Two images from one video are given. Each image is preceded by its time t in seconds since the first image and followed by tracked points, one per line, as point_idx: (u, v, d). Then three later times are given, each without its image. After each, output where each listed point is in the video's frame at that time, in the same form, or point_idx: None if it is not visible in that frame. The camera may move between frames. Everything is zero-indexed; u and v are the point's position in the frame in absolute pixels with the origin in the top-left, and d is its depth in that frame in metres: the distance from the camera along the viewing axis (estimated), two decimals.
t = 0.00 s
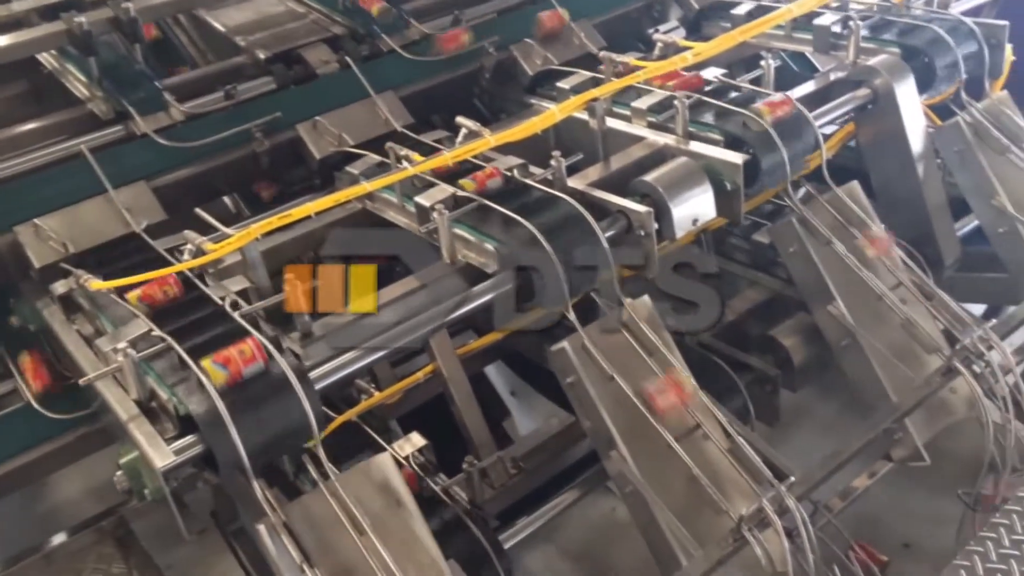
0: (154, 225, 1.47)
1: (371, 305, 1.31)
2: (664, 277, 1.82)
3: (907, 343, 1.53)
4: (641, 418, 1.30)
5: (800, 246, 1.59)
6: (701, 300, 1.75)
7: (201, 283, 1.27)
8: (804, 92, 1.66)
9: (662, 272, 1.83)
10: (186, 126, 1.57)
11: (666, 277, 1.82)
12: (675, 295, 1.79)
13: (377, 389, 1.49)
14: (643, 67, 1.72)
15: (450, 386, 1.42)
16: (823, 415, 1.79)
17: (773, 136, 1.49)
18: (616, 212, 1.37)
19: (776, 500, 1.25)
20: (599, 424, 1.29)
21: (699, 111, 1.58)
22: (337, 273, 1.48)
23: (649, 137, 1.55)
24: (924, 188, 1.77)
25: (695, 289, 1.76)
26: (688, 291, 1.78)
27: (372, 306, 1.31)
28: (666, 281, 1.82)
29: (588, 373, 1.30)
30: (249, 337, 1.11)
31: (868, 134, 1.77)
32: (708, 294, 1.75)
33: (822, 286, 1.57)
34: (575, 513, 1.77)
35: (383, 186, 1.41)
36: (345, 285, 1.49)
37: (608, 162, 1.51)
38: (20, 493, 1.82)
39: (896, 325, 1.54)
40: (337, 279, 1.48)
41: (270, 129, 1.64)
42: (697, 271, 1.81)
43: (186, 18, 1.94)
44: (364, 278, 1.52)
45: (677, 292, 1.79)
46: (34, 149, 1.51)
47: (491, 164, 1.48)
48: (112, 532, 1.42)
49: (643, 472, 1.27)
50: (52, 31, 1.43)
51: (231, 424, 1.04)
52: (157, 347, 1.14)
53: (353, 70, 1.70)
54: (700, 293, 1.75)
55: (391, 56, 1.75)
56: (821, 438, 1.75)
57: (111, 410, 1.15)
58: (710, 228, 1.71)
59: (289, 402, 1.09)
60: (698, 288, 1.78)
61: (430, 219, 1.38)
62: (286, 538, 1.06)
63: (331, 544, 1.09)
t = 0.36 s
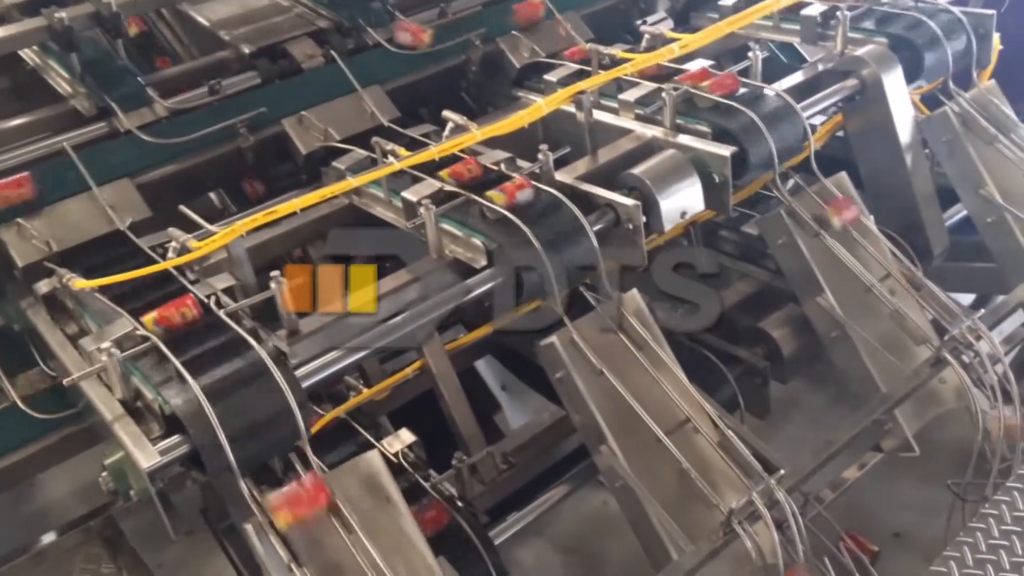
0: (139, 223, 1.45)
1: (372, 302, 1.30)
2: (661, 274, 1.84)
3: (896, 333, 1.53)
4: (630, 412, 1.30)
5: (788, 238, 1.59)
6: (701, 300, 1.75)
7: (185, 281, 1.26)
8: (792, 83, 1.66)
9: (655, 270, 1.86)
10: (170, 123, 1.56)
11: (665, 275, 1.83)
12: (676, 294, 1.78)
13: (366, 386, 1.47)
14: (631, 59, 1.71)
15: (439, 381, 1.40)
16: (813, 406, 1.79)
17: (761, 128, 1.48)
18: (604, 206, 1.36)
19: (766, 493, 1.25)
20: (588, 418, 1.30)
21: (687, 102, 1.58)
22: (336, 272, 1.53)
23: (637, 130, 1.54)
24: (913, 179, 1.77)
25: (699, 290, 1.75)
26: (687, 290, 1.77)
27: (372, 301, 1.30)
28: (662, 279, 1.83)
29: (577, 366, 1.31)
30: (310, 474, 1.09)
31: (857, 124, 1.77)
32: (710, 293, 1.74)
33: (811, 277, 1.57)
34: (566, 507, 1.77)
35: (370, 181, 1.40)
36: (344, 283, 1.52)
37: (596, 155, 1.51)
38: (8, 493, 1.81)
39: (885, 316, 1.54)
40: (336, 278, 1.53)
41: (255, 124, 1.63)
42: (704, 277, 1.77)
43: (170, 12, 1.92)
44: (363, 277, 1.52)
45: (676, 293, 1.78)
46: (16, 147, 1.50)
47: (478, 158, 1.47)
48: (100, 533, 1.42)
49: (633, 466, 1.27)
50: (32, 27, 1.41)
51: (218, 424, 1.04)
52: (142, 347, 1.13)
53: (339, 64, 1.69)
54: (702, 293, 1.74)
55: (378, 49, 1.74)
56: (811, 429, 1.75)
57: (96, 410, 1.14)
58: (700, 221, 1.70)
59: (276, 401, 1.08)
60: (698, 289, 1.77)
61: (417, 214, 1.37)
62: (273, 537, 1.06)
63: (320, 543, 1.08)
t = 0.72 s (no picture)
0: (129, 222, 1.45)
1: (372, 300, 1.28)
2: (661, 273, 1.77)
3: (890, 328, 1.52)
4: (624, 409, 1.30)
5: (782, 233, 1.59)
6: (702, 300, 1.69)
7: (175, 281, 1.25)
8: (784, 77, 1.66)
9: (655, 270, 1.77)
10: (159, 121, 1.54)
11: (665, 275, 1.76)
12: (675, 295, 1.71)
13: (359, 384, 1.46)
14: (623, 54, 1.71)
15: (432, 380, 1.39)
16: (809, 400, 1.78)
17: (754, 122, 1.47)
18: (597, 202, 1.36)
19: (760, 490, 1.24)
20: (582, 416, 1.30)
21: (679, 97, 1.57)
22: (337, 272, 1.51)
23: (630, 125, 1.54)
24: (907, 171, 1.76)
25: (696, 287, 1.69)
26: (686, 289, 1.71)
27: (372, 297, 1.29)
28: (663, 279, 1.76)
29: (570, 364, 1.30)
30: None
31: (850, 118, 1.76)
32: (709, 291, 1.68)
33: (805, 272, 1.57)
34: (562, 504, 1.77)
35: (360, 179, 1.39)
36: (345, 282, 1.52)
37: (588, 151, 1.50)
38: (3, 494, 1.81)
39: (879, 310, 1.54)
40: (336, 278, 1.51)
41: (245, 122, 1.62)
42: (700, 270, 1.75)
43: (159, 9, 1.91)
44: (362, 274, 1.51)
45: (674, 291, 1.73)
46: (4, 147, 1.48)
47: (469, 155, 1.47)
48: (94, 534, 1.40)
49: (627, 464, 1.27)
50: (18, 26, 1.40)
51: (208, 425, 1.03)
52: (132, 348, 1.12)
53: (329, 61, 1.68)
54: (701, 291, 1.68)
55: (368, 46, 1.73)
56: (806, 423, 1.75)
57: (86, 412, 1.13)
58: (693, 216, 1.69)
59: (267, 402, 1.07)
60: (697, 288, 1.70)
61: (408, 212, 1.36)
62: (265, 538, 1.05)
63: (313, 544, 1.07)
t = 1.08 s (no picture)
0: (118, 220, 1.44)
1: (372, 295, 1.27)
2: (661, 272, 1.72)
3: (884, 321, 1.52)
4: (618, 406, 1.30)
5: (776, 227, 1.58)
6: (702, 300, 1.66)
7: (165, 280, 1.24)
8: (779, 70, 1.64)
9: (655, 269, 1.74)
10: (148, 118, 1.53)
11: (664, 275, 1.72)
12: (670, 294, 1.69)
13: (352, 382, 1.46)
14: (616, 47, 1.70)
15: (424, 377, 1.38)
16: (804, 393, 1.78)
17: (748, 116, 1.46)
18: (589, 198, 1.35)
19: (755, 486, 1.24)
20: (576, 412, 1.30)
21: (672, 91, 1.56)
22: (336, 269, 1.49)
23: (623, 119, 1.53)
24: (901, 164, 1.75)
25: (693, 287, 1.66)
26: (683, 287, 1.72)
27: (372, 290, 1.28)
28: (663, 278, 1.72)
29: (563, 360, 1.31)
30: None
31: (844, 110, 1.75)
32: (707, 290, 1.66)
33: (799, 266, 1.56)
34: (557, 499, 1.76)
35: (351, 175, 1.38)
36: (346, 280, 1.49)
37: (581, 146, 1.49)
38: None
39: (873, 304, 1.53)
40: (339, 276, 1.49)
41: (236, 119, 1.60)
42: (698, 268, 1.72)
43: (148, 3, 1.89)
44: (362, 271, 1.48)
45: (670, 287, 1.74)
46: None
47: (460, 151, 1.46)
48: (86, 534, 1.40)
49: (621, 461, 1.27)
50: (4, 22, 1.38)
51: (198, 425, 1.02)
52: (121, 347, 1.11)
53: (320, 56, 1.66)
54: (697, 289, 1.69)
55: (358, 41, 1.71)
56: (802, 417, 1.74)
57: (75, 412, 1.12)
58: (687, 211, 1.68)
59: (257, 401, 1.06)
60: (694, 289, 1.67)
61: (400, 208, 1.36)
62: (256, 539, 1.05)
63: (304, 544, 1.07)
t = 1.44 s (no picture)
0: (103, 218, 1.42)
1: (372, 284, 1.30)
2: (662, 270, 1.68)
3: (874, 312, 1.51)
4: (608, 401, 1.30)
5: (766, 218, 1.58)
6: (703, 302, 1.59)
7: (150, 277, 1.23)
8: (769, 59, 1.63)
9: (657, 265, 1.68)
10: (133, 113, 1.51)
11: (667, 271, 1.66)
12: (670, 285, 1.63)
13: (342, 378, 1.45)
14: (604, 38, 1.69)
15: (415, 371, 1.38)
16: (795, 382, 1.78)
17: (735, 108, 1.46)
18: (578, 190, 1.34)
19: (746, 479, 1.24)
20: (566, 406, 1.30)
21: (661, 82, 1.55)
22: (336, 266, 1.46)
23: (613, 111, 1.52)
24: (891, 153, 1.75)
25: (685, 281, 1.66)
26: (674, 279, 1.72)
27: (371, 279, 1.30)
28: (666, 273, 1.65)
29: (553, 356, 1.31)
30: None
31: (834, 100, 1.75)
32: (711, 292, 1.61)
33: (790, 257, 1.56)
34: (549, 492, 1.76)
35: (337, 170, 1.36)
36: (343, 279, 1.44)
37: (570, 138, 1.48)
38: None
39: (863, 294, 1.53)
40: (337, 271, 1.43)
41: (221, 113, 1.59)
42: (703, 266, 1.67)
43: None
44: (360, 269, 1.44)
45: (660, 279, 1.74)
46: None
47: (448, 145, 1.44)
48: (75, 533, 1.38)
49: (612, 455, 1.27)
50: None
51: (185, 425, 1.01)
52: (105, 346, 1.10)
53: (305, 49, 1.65)
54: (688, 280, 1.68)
55: (344, 34, 1.71)
56: (793, 407, 1.74)
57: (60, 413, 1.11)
58: (677, 202, 1.67)
59: (244, 400, 1.05)
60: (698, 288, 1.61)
61: (387, 203, 1.34)
62: (244, 539, 1.04)
63: (293, 543, 1.06)
